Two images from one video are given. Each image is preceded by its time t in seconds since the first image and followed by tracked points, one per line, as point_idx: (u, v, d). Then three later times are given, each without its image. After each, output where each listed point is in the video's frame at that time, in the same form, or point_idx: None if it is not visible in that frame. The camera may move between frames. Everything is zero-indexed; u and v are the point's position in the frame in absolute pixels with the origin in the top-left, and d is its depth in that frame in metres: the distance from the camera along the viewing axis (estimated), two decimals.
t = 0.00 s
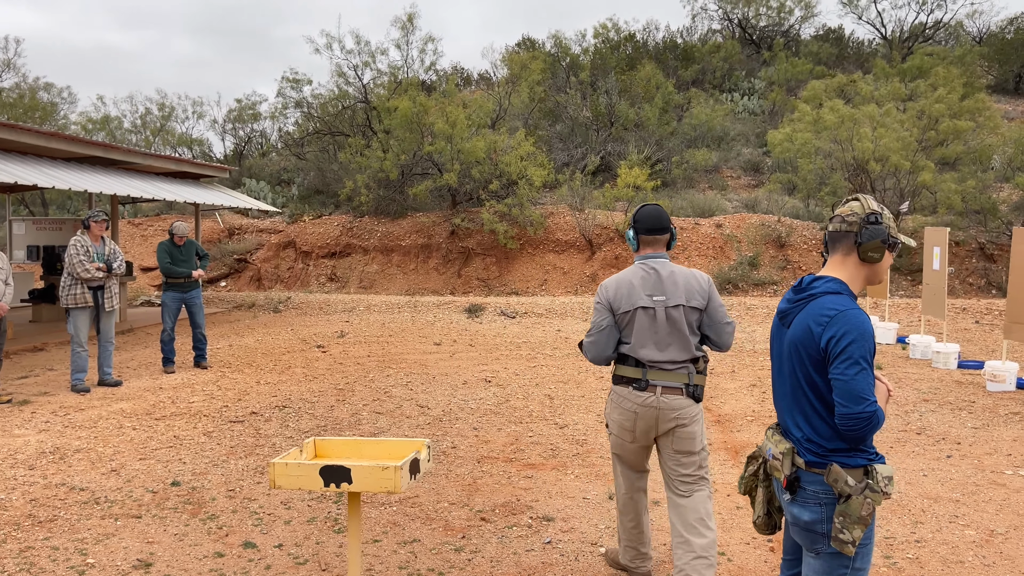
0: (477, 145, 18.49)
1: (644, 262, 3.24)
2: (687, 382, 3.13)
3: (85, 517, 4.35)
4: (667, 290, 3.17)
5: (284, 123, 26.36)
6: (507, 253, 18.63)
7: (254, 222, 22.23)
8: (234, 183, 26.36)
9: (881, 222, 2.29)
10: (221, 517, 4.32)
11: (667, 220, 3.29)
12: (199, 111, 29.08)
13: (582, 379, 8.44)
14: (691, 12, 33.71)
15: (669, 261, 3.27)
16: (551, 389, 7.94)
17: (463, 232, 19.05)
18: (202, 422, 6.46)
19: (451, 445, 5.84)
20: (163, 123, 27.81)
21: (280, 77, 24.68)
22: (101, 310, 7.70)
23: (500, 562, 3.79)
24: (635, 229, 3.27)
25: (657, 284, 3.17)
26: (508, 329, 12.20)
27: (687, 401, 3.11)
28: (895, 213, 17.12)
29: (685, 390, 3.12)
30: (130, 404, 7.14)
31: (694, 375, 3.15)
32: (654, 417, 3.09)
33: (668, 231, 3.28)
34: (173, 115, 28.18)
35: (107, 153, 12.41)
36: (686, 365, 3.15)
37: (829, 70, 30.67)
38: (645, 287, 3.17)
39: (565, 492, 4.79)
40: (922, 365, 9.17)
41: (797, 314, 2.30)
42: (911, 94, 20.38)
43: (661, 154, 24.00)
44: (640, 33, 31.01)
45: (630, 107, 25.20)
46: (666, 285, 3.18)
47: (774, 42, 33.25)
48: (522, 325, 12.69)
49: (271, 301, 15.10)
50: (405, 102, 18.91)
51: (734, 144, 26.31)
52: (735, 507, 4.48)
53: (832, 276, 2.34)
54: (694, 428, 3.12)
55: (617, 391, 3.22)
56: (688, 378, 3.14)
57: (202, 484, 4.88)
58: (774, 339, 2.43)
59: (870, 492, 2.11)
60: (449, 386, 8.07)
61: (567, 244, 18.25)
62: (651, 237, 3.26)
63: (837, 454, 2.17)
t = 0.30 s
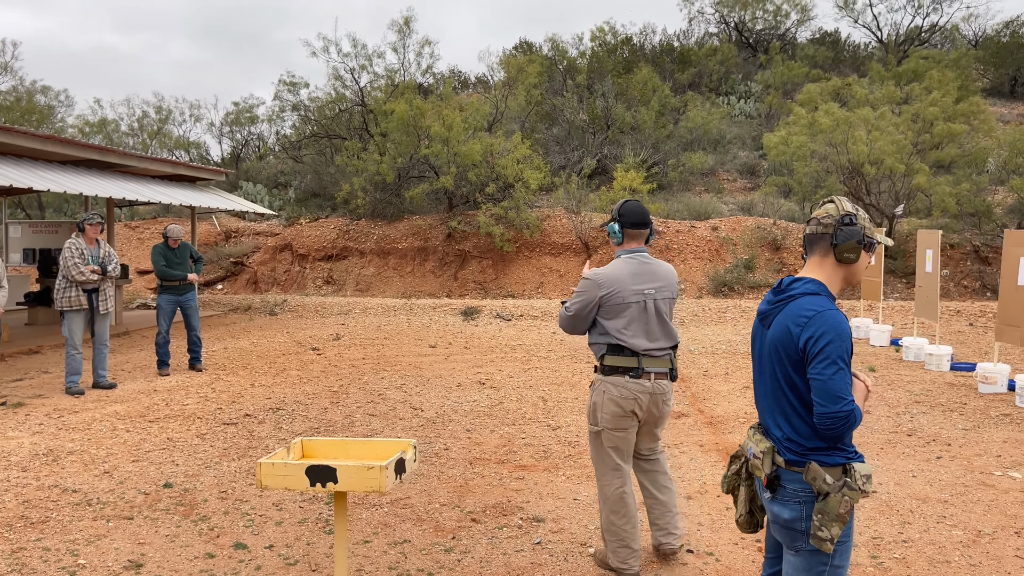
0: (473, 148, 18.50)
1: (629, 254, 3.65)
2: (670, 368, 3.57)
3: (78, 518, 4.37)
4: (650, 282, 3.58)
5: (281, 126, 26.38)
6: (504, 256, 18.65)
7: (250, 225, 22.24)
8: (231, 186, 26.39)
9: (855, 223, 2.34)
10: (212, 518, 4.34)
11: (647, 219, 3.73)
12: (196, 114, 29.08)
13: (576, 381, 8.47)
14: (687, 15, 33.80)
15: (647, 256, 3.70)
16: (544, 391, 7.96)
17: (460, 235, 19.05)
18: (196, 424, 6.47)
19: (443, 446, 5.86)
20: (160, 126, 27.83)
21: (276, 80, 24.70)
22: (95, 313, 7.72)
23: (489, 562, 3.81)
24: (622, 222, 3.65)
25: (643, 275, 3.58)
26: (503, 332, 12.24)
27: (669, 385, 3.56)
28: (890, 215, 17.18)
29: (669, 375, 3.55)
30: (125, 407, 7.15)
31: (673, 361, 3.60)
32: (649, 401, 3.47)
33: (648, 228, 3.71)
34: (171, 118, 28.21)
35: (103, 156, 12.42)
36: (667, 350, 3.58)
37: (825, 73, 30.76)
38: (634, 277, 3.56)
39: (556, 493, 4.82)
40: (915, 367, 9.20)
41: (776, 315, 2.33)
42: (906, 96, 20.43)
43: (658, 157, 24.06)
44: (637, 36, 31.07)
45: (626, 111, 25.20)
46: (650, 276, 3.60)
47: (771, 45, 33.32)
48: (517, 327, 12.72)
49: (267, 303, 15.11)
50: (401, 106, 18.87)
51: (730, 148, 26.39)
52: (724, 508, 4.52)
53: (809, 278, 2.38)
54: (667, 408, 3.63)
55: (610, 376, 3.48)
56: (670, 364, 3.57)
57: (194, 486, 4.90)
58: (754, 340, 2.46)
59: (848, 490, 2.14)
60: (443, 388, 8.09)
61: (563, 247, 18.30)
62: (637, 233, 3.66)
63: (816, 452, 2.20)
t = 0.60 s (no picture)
0: (468, 151, 18.55)
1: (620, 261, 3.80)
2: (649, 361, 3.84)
3: (69, 519, 4.39)
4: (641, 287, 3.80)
5: (278, 129, 26.41)
6: (499, 259, 18.69)
7: (246, 228, 22.27)
8: (228, 189, 26.42)
9: (831, 224, 2.40)
10: (203, 519, 4.37)
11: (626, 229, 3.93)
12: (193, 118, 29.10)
13: (569, 383, 8.50)
14: (684, 19, 33.93)
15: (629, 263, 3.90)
16: (537, 393, 8.00)
17: (455, 238, 19.09)
18: (189, 426, 6.50)
19: (435, 447, 5.89)
20: (157, 130, 27.87)
21: (273, 84, 24.76)
22: (89, 316, 7.73)
23: (476, 561, 3.84)
24: (615, 231, 3.78)
25: (636, 280, 3.77)
26: (498, 334, 12.28)
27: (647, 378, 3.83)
28: (884, 218, 17.25)
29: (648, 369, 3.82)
30: (118, 409, 7.17)
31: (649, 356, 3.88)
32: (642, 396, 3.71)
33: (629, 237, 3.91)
34: (167, 122, 28.25)
35: (98, 159, 12.44)
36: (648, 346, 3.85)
37: (820, 77, 30.89)
38: (631, 281, 3.72)
39: (545, 493, 4.85)
40: (906, 369, 9.26)
41: (752, 315, 2.41)
42: (900, 100, 20.52)
43: (653, 160, 24.15)
44: (633, 40, 31.20)
45: (622, 114, 25.21)
46: (639, 281, 3.81)
47: (766, 49, 33.45)
48: (512, 330, 12.76)
49: (263, 307, 15.12)
50: (397, 109, 18.91)
51: (726, 151, 26.48)
52: (712, 508, 4.55)
53: (785, 279, 2.45)
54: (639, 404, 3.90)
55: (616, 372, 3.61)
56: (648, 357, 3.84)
57: (186, 487, 4.92)
58: (733, 340, 2.54)
59: (821, 486, 2.21)
60: (437, 390, 8.11)
61: (559, 250, 18.34)
62: (625, 241, 3.84)
63: (791, 449, 2.28)
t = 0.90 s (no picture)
0: (464, 155, 18.63)
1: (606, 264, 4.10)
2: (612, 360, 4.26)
3: (63, 520, 4.44)
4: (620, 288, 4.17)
5: (275, 133, 26.49)
6: (495, 263, 18.77)
7: (243, 232, 22.33)
8: (224, 193, 26.47)
9: (804, 230, 2.47)
10: (196, 520, 4.42)
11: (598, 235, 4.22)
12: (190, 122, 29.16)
13: (561, 387, 8.56)
14: (680, 23, 34.09)
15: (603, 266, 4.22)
16: (530, 396, 8.06)
17: (452, 242, 19.18)
18: (184, 429, 6.55)
19: (427, 450, 5.96)
20: (154, 134, 27.93)
21: (269, 88, 24.85)
22: (85, 319, 7.78)
23: (465, 561, 3.90)
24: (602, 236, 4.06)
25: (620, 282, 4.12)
26: (493, 338, 12.34)
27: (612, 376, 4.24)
28: (878, 222, 17.36)
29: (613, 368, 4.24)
30: (113, 412, 7.21)
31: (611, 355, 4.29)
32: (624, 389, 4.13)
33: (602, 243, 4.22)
34: (164, 125, 28.33)
35: (94, 164, 12.48)
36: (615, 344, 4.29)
37: (815, 81, 31.07)
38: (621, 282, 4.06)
39: (535, 495, 4.91)
40: (896, 372, 9.33)
41: (727, 318, 2.49)
42: (894, 104, 20.66)
43: (648, 165, 24.27)
44: (629, 45, 31.35)
45: (618, 118, 25.31)
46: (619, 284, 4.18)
47: (762, 54, 33.63)
48: (507, 333, 12.84)
49: (259, 310, 15.17)
50: (393, 113, 19.00)
51: (721, 155, 26.61)
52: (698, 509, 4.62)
53: (759, 283, 2.53)
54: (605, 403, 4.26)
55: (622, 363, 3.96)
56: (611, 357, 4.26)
57: (179, 489, 4.97)
58: (710, 342, 2.62)
59: (791, 484, 2.31)
60: (430, 393, 8.17)
61: (554, 254, 18.43)
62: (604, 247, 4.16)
63: (763, 449, 2.37)
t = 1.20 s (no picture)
0: (461, 159, 18.70)
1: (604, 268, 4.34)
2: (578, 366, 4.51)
3: (59, 523, 4.49)
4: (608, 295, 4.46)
5: (272, 137, 26.54)
6: (491, 266, 18.83)
7: (240, 235, 22.38)
8: (221, 197, 26.50)
9: (789, 243, 2.56)
10: (190, 523, 4.47)
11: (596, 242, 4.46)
12: (188, 125, 29.22)
13: (555, 390, 8.62)
14: (676, 27, 34.22)
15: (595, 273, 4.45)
16: (523, 399, 8.12)
17: (448, 246, 19.21)
18: (179, 432, 6.59)
19: (420, 453, 6.01)
20: (151, 137, 27.98)
21: (266, 92, 24.92)
22: (81, 323, 7.83)
23: (455, 563, 3.95)
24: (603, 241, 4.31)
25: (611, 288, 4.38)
26: (488, 341, 12.42)
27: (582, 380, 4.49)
28: (872, 226, 17.47)
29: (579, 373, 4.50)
30: (109, 415, 7.27)
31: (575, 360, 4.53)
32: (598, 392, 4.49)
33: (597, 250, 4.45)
34: (161, 129, 28.38)
35: (90, 168, 12.53)
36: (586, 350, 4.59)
37: (811, 85, 31.20)
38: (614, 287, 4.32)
39: (526, 497, 4.97)
40: (888, 375, 9.41)
41: (705, 325, 2.55)
42: (888, 108, 20.78)
43: (644, 168, 24.38)
44: (626, 48, 31.46)
45: (614, 121, 25.38)
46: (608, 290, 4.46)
47: (758, 57, 33.78)
48: (502, 337, 12.91)
49: (255, 314, 15.22)
50: (389, 117, 19.08)
51: (717, 159, 26.73)
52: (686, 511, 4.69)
53: (738, 291, 2.60)
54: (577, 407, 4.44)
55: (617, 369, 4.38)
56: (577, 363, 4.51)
57: (174, 492, 5.02)
58: (688, 348, 2.68)
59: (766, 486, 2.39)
60: (425, 396, 8.23)
61: (550, 257, 18.51)
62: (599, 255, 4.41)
63: (739, 452, 2.45)
